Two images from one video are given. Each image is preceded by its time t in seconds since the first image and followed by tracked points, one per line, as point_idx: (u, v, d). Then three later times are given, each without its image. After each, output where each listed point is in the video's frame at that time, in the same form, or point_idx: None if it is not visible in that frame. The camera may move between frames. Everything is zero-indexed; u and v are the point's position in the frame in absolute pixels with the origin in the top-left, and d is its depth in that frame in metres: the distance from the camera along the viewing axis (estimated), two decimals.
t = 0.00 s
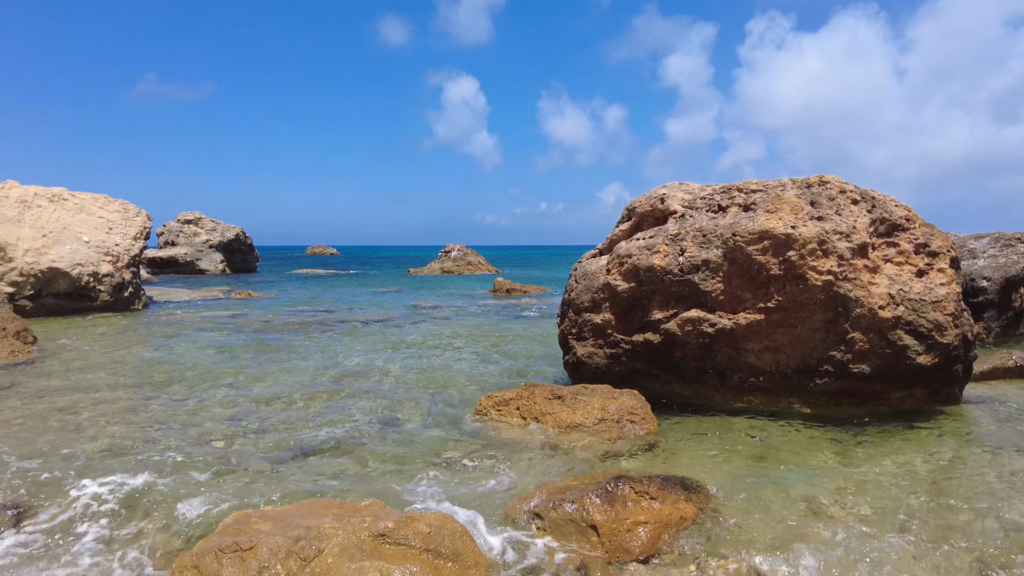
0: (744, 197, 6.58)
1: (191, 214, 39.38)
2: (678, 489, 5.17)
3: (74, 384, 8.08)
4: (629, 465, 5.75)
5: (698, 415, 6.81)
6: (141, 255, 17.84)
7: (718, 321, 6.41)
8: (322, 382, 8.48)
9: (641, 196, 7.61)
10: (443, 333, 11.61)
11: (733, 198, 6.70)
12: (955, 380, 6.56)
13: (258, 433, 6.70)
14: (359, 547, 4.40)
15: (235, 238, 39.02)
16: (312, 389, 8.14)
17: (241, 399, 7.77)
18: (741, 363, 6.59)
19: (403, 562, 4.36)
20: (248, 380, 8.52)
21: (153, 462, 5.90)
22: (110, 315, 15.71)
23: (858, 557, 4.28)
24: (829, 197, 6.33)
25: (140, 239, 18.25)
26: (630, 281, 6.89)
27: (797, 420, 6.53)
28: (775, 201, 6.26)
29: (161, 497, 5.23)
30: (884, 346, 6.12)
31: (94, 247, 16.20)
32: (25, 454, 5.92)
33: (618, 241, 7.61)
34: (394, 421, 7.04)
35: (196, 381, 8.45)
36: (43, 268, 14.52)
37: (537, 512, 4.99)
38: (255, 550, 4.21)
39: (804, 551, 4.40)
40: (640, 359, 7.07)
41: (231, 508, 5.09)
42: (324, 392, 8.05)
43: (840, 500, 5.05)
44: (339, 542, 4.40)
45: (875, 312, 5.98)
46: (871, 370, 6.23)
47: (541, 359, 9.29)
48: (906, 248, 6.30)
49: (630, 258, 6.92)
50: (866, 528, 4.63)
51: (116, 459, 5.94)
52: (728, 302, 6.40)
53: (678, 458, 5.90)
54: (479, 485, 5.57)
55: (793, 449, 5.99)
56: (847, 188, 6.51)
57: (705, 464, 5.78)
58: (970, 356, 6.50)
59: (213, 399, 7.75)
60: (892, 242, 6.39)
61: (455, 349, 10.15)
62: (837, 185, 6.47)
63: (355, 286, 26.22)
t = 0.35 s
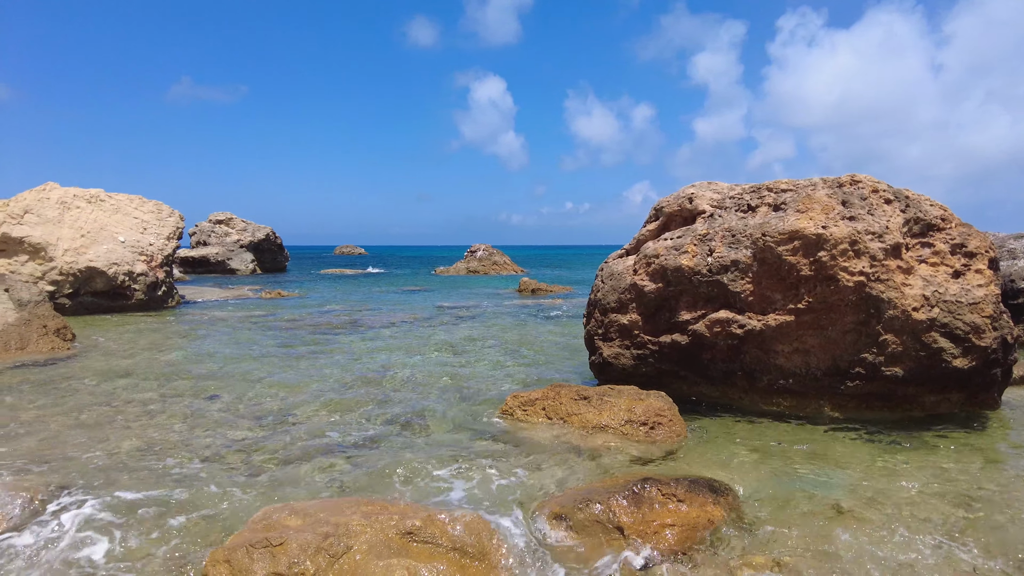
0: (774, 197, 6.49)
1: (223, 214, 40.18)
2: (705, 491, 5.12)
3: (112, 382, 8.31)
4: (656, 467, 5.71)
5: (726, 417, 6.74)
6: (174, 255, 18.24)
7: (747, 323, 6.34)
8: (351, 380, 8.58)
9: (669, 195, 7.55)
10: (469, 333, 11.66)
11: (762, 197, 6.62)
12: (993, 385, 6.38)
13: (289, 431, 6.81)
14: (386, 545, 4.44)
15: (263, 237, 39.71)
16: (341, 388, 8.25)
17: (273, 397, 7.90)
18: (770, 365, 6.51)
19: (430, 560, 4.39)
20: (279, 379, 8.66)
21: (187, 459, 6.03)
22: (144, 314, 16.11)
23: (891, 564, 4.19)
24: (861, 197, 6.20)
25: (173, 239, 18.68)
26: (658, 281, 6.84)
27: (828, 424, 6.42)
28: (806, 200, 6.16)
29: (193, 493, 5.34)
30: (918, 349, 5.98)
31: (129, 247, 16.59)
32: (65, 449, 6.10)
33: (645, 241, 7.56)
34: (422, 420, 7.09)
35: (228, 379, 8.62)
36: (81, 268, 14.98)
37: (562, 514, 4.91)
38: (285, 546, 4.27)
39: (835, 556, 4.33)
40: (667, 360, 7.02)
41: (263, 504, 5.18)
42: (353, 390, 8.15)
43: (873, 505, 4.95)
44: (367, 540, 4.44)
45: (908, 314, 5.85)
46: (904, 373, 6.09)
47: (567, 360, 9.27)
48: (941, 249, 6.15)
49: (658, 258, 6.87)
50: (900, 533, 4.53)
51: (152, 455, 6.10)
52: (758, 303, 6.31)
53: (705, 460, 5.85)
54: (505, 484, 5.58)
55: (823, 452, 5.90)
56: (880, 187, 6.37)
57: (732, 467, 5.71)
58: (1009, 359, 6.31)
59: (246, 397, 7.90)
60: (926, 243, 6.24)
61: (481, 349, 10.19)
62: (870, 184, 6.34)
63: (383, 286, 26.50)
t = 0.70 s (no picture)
0: (804, 196, 6.38)
1: (252, 214, 40.92)
2: (732, 494, 5.04)
3: (147, 379, 8.52)
4: (681, 469, 5.66)
5: (753, 419, 6.66)
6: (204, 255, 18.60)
7: (776, 324, 6.25)
8: (378, 380, 8.66)
9: (697, 195, 7.47)
10: (495, 333, 11.68)
11: (792, 197, 6.51)
12: None
13: (318, 429, 6.90)
14: (413, 543, 4.47)
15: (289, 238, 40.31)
16: (369, 387, 8.32)
17: (303, 395, 8.01)
18: (799, 367, 6.41)
19: (455, 559, 4.41)
20: (307, 377, 8.79)
21: (218, 455, 6.15)
22: (175, 313, 16.47)
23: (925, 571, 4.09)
24: (894, 196, 6.07)
25: (204, 240, 19.07)
26: (685, 282, 6.78)
27: (858, 428, 6.30)
28: (837, 200, 6.04)
29: (224, 489, 5.44)
30: (953, 352, 5.83)
31: (161, 247, 16.95)
32: (102, 445, 6.27)
33: (672, 241, 7.50)
34: (447, 420, 7.13)
35: (258, 377, 8.78)
36: (116, 267, 15.37)
37: (588, 514, 4.90)
38: (313, 542, 4.33)
39: (866, 562, 4.24)
40: (694, 362, 6.97)
41: (292, 501, 5.26)
42: (380, 390, 8.23)
43: (905, 511, 4.84)
44: (393, 538, 4.47)
45: (942, 316, 5.70)
46: (938, 376, 5.93)
47: (593, 360, 9.24)
48: (977, 250, 5.98)
49: (685, 259, 6.81)
50: (933, 541, 4.43)
51: (184, 451, 6.23)
52: (787, 304, 6.22)
53: (732, 462, 5.78)
54: (530, 485, 5.58)
55: (853, 456, 5.79)
56: (913, 186, 6.22)
57: (760, 470, 5.63)
58: None
59: (276, 395, 8.03)
60: (962, 243, 6.07)
61: (506, 349, 10.21)
62: (903, 184, 6.20)
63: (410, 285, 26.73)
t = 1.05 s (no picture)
0: (834, 196, 6.26)
1: (280, 215, 41.61)
2: (760, 498, 4.97)
3: (180, 376, 8.71)
4: (708, 472, 5.59)
5: (782, 422, 6.57)
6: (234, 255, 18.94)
7: (806, 326, 6.15)
8: (406, 379, 8.73)
9: (725, 195, 7.39)
10: (522, 334, 11.68)
11: (822, 196, 6.40)
12: None
13: (347, 428, 6.98)
14: (439, 542, 4.46)
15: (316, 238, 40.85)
16: (398, 387, 8.38)
17: (334, 394, 8.11)
18: (830, 370, 6.30)
19: (481, 558, 4.39)
20: (337, 376, 8.89)
21: (248, 453, 6.25)
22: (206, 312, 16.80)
23: None
24: (928, 195, 5.91)
25: (235, 240, 19.42)
26: (713, 282, 6.71)
27: (891, 432, 6.16)
28: (868, 200, 5.91)
29: (254, 486, 5.52)
30: (990, 355, 5.64)
31: (193, 247, 17.27)
32: (138, 440, 6.43)
33: (700, 241, 7.43)
34: (474, 419, 7.15)
35: (287, 376, 8.90)
36: (148, 267, 15.74)
37: (614, 516, 4.83)
38: (341, 539, 4.37)
39: (898, 568, 4.14)
40: (722, 363, 6.89)
41: (320, 498, 5.32)
42: (409, 389, 8.28)
43: (940, 518, 4.72)
44: (419, 536, 4.46)
45: (979, 319, 5.54)
46: (974, 380, 5.76)
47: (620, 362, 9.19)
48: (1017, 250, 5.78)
49: (713, 259, 6.74)
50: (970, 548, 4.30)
51: (216, 448, 6.35)
52: (817, 305, 6.12)
53: (760, 465, 5.70)
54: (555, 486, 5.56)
55: (885, 461, 5.66)
56: (948, 185, 6.06)
57: (788, 473, 5.55)
58: None
59: (308, 394, 8.14)
60: (1001, 243, 5.88)
61: (534, 350, 10.21)
62: (938, 182, 6.04)
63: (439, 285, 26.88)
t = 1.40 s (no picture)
0: (865, 195, 6.13)
1: (306, 215, 42.24)
2: (788, 502, 4.88)
3: (210, 374, 8.90)
4: (734, 475, 5.53)
5: (811, 425, 6.47)
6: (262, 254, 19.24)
7: (836, 327, 6.04)
8: (432, 379, 8.77)
9: (754, 194, 7.29)
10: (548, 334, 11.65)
11: (853, 195, 6.27)
12: None
13: (375, 426, 7.03)
14: (464, 541, 4.48)
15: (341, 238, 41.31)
16: (425, 386, 8.43)
17: (362, 393, 8.19)
18: (860, 372, 6.18)
19: (507, 557, 4.38)
20: (363, 375, 8.97)
21: (276, 450, 6.34)
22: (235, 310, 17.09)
23: None
24: (963, 194, 5.74)
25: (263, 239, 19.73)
26: (740, 283, 6.63)
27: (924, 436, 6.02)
28: (900, 199, 5.78)
29: (282, 482, 5.61)
30: None
31: (221, 247, 17.44)
32: (170, 436, 6.57)
33: (727, 241, 7.35)
34: (500, 419, 7.17)
35: (314, 374, 9.01)
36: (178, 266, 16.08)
37: (640, 518, 4.81)
38: (368, 537, 4.41)
39: None
40: (749, 365, 6.81)
41: (347, 496, 5.37)
42: (435, 389, 8.32)
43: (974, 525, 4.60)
44: (445, 535, 4.48)
45: (1018, 321, 5.36)
46: (1012, 384, 5.59)
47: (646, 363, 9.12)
48: None
49: (740, 259, 6.66)
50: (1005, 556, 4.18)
51: (245, 445, 6.46)
52: (847, 306, 6.00)
53: (787, 469, 5.62)
54: (580, 487, 5.54)
55: (917, 466, 5.53)
56: (985, 183, 5.89)
57: (817, 477, 5.46)
58: None
59: (336, 392, 8.23)
60: None
61: (559, 350, 10.18)
62: (973, 181, 5.87)
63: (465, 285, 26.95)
